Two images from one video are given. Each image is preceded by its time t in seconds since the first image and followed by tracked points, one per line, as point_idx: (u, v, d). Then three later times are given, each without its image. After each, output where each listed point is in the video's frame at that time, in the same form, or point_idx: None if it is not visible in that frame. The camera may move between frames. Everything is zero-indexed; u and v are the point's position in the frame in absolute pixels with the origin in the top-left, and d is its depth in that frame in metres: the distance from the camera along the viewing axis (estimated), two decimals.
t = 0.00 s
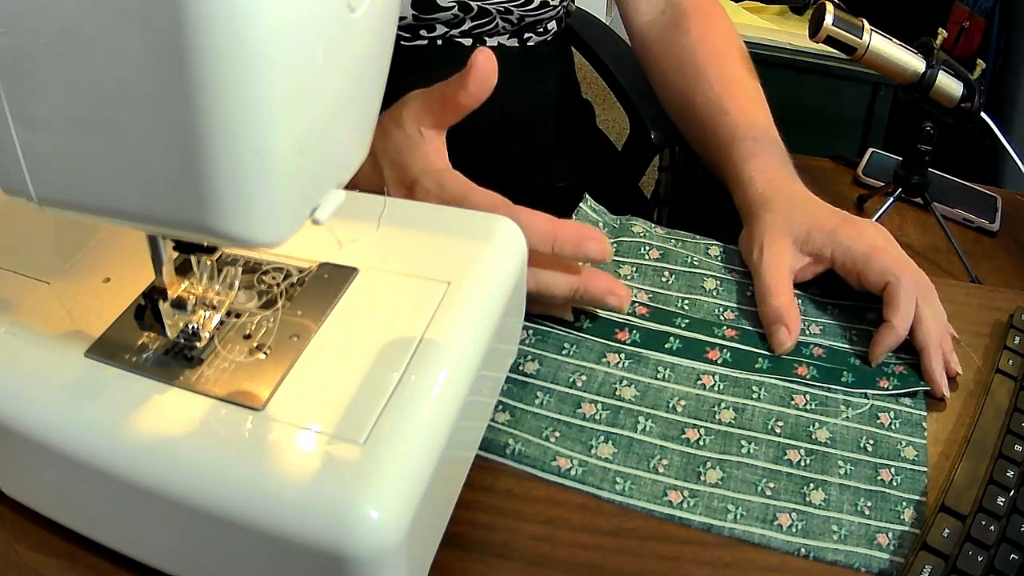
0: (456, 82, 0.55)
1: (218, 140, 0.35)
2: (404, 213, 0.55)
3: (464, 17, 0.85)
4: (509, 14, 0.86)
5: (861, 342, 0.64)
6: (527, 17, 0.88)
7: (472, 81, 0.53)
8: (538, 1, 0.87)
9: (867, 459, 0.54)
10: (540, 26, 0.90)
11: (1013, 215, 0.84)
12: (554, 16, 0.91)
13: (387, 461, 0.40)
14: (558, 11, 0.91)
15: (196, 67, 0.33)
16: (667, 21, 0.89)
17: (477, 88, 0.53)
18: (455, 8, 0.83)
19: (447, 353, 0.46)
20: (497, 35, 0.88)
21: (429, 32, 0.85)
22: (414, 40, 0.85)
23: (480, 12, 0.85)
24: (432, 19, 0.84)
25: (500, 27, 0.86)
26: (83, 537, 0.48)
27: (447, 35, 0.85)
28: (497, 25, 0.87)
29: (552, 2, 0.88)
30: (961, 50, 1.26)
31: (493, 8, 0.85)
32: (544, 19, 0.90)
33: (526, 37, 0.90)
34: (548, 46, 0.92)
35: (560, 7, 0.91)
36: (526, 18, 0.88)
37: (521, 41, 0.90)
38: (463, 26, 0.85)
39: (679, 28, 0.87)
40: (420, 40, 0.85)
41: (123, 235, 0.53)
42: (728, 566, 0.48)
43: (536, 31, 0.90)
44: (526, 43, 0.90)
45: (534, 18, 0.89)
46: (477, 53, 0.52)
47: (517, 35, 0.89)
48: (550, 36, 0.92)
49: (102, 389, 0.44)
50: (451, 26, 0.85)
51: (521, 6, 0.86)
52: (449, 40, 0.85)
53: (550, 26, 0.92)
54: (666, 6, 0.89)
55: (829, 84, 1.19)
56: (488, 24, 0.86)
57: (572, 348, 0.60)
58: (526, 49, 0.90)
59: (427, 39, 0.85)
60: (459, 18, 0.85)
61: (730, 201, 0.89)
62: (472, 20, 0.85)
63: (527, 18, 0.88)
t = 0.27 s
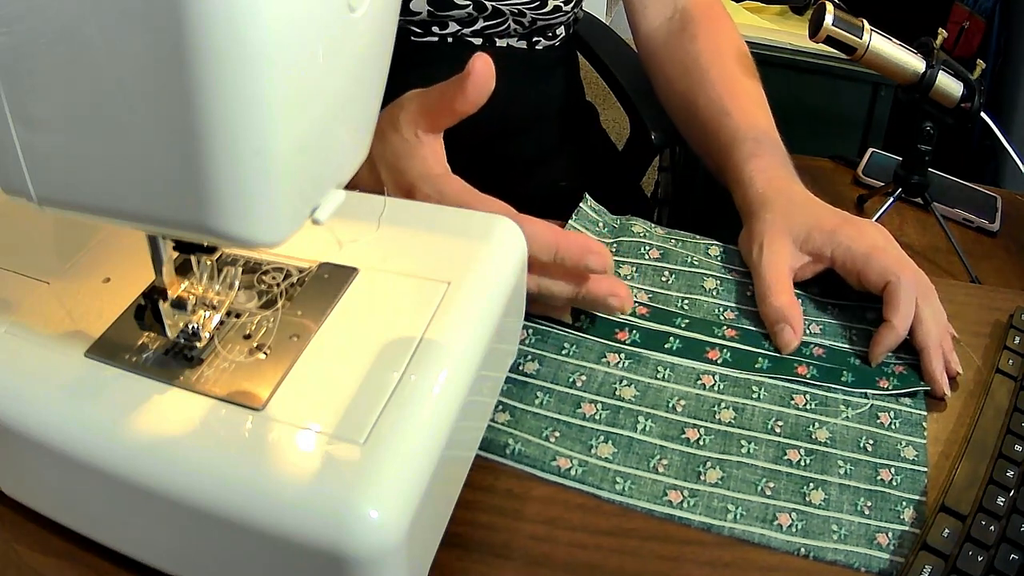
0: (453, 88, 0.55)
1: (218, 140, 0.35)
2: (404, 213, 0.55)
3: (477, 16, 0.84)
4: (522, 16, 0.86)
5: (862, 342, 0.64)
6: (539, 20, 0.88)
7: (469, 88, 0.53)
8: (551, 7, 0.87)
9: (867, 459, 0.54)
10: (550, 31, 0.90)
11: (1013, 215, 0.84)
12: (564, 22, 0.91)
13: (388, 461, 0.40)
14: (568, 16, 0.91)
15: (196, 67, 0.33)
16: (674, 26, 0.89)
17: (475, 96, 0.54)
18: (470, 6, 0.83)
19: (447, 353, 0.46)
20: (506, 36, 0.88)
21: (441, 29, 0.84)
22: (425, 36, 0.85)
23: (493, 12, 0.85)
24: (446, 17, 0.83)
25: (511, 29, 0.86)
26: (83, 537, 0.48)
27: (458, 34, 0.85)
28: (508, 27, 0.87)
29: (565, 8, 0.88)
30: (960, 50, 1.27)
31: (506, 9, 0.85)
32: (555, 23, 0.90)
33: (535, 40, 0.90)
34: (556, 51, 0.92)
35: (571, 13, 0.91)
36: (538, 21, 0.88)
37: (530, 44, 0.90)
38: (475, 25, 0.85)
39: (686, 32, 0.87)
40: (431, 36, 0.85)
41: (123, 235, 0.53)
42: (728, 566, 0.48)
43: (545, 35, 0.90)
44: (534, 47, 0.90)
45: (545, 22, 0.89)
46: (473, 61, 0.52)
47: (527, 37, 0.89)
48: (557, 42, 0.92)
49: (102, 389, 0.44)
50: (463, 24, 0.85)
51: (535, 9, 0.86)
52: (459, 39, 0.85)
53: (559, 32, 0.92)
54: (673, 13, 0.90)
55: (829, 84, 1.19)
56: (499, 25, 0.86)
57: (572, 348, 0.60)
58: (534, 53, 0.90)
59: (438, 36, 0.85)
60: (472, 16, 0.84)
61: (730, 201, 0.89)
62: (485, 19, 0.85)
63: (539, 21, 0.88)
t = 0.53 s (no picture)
0: (506, 62, 0.55)
1: (218, 140, 0.35)
2: (404, 213, 0.55)
3: (486, 17, 0.85)
4: (530, 18, 0.87)
5: (861, 342, 0.64)
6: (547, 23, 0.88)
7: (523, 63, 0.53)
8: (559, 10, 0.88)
9: (867, 459, 0.54)
10: (557, 34, 0.91)
11: (1013, 215, 0.84)
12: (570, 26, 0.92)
13: (388, 461, 0.40)
14: (575, 20, 0.91)
15: (196, 67, 0.33)
16: (680, 29, 0.88)
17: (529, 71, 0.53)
18: (479, 7, 0.83)
19: (447, 353, 0.46)
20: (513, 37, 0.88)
21: (449, 28, 0.85)
22: (432, 35, 0.85)
23: (502, 13, 0.85)
24: (455, 16, 0.84)
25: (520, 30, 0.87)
26: (82, 537, 0.48)
27: (466, 33, 0.85)
28: (516, 28, 0.87)
29: (571, 12, 0.89)
30: (960, 50, 1.26)
31: (515, 11, 0.85)
32: (562, 27, 0.90)
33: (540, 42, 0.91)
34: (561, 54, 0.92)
35: (578, 16, 0.92)
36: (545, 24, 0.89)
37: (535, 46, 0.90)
38: (483, 26, 0.85)
39: (692, 35, 0.87)
40: (439, 35, 0.85)
41: (124, 235, 0.53)
42: (729, 566, 0.48)
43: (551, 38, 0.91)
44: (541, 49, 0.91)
45: (552, 25, 0.89)
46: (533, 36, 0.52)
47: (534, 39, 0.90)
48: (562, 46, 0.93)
49: (102, 389, 0.44)
50: (472, 25, 0.85)
51: (543, 12, 0.87)
52: (467, 38, 0.86)
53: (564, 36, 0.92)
54: (678, 15, 0.89)
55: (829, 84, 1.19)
56: (506, 26, 0.86)
57: (572, 348, 0.60)
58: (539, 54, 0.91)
59: (445, 33, 0.86)
60: (481, 18, 0.84)
61: (730, 201, 0.89)
62: (492, 21, 0.85)
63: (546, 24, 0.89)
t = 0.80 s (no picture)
0: (726, 78, 0.56)
1: (218, 140, 0.35)
2: (404, 213, 0.55)
3: (486, 14, 0.86)
4: (530, 15, 0.88)
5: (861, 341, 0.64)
6: (547, 19, 0.90)
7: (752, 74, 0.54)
8: (559, 7, 0.89)
9: (867, 457, 0.54)
10: (556, 31, 0.93)
11: (1013, 215, 0.84)
12: (570, 23, 0.93)
13: (388, 460, 0.40)
14: (575, 18, 0.93)
15: (196, 67, 0.33)
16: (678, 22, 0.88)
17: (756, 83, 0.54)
18: (480, 6, 0.84)
19: (447, 353, 0.46)
20: (514, 35, 0.91)
21: (450, 26, 0.85)
22: (432, 32, 0.86)
23: (502, 11, 0.86)
24: (456, 15, 0.84)
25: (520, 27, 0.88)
26: (82, 538, 0.48)
27: (466, 31, 0.87)
28: (516, 25, 0.89)
29: (571, 9, 0.90)
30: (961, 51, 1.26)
31: (515, 9, 0.86)
32: (561, 24, 0.92)
33: (540, 40, 0.93)
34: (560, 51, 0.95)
35: (578, 14, 0.94)
36: (546, 22, 0.91)
37: (535, 43, 0.93)
38: (484, 23, 0.86)
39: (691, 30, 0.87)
40: (439, 32, 0.86)
41: (123, 236, 0.53)
42: (729, 566, 0.48)
43: (550, 35, 0.93)
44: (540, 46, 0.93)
45: (552, 22, 0.91)
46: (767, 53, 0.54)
47: (533, 37, 0.92)
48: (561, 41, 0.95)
49: (101, 389, 0.44)
50: (473, 22, 0.86)
51: (544, 10, 0.88)
52: (468, 36, 0.87)
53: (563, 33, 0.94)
54: (677, 10, 0.89)
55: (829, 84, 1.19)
56: (507, 24, 0.88)
57: (571, 348, 0.60)
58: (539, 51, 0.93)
59: (445, 32, 0.86)
60: (482, 15, 0.85)
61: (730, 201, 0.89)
62: (494, 19, 0.87)
63: (546, 21, 0.90)
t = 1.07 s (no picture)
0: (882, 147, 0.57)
1: (218, 140, 0.35)
2: (404, 213, 0.55)
3: (488, 14, 0.86)
4: (531, 15, 0.89)
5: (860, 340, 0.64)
6: (547, 18, 0.90)
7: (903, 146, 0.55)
8: (559, 6, 0.90)
9: (867, 457, 0.54)
10: (556, 29, 0.92)
11: (1013, 215, 0.84)
12: (569, 20, 0.93)
13: (389, 461, 0.40)
14: (575, 15, 0.92)
15: (196, 68, 0.33)
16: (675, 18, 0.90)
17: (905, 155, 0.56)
18: (483, 6, 0.85)
19: (447, 353, 0.46)
20: (514, 35, 0.91)
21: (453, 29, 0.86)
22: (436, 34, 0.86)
23: (503, 11, 0.87)
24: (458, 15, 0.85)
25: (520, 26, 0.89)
26: (82, 537, 0.48)
27: (468, 31, 0.87)
28: (516, 24, 0.89)
29: (572, 6, 0.91)
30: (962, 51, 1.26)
31: (516, 9, 0.88)
32: (561, 22, 0.92)
33: (540, 38, 0.92)
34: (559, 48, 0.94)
35: (577, 11, 0.93)
36: (546, 20, 0.90)
37: (535, 42, 0.92)
38: (485, 23, 0.87)
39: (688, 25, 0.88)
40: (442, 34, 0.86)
41: (123, 235, 0.53)
42: (729, 566, 0.48)
43: (550, 33, 0.92)
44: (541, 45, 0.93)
45: (552, 20, 0.91)
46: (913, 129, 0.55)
47: (533, 36, 0.92)
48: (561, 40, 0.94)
49: (102, 390, 0.44)
50: (474, 23, 0.86)
51: (544, 9, 0.89)
52: (469, 36, 0.87)
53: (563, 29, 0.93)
54: (674, 6, 0.91)
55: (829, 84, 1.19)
56: (508, 23, 0.89)
57: (572, 348, 0.60)
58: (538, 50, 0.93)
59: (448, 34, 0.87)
60: (484, 15, 0.86)
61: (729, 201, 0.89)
62: (496, 19, 0.88)
63: (546, 20, 0.91)
